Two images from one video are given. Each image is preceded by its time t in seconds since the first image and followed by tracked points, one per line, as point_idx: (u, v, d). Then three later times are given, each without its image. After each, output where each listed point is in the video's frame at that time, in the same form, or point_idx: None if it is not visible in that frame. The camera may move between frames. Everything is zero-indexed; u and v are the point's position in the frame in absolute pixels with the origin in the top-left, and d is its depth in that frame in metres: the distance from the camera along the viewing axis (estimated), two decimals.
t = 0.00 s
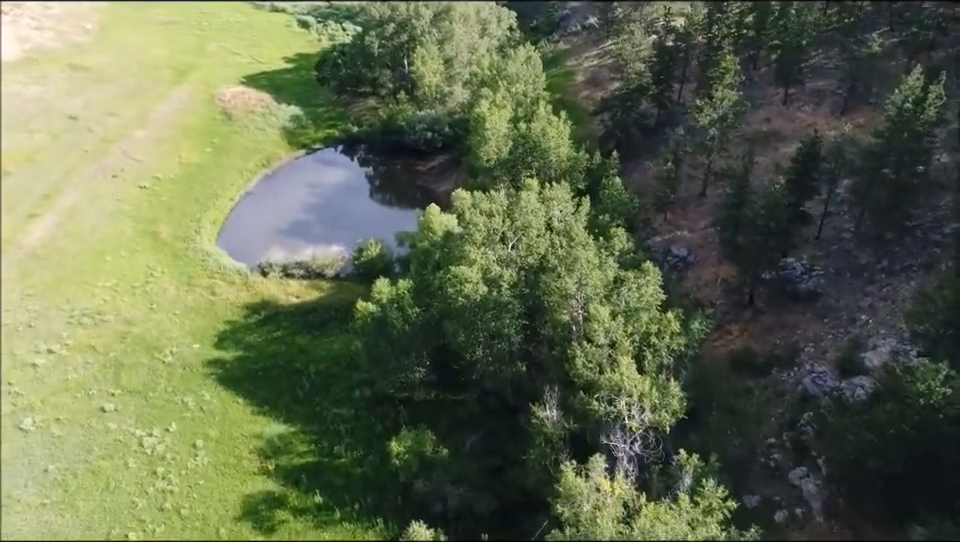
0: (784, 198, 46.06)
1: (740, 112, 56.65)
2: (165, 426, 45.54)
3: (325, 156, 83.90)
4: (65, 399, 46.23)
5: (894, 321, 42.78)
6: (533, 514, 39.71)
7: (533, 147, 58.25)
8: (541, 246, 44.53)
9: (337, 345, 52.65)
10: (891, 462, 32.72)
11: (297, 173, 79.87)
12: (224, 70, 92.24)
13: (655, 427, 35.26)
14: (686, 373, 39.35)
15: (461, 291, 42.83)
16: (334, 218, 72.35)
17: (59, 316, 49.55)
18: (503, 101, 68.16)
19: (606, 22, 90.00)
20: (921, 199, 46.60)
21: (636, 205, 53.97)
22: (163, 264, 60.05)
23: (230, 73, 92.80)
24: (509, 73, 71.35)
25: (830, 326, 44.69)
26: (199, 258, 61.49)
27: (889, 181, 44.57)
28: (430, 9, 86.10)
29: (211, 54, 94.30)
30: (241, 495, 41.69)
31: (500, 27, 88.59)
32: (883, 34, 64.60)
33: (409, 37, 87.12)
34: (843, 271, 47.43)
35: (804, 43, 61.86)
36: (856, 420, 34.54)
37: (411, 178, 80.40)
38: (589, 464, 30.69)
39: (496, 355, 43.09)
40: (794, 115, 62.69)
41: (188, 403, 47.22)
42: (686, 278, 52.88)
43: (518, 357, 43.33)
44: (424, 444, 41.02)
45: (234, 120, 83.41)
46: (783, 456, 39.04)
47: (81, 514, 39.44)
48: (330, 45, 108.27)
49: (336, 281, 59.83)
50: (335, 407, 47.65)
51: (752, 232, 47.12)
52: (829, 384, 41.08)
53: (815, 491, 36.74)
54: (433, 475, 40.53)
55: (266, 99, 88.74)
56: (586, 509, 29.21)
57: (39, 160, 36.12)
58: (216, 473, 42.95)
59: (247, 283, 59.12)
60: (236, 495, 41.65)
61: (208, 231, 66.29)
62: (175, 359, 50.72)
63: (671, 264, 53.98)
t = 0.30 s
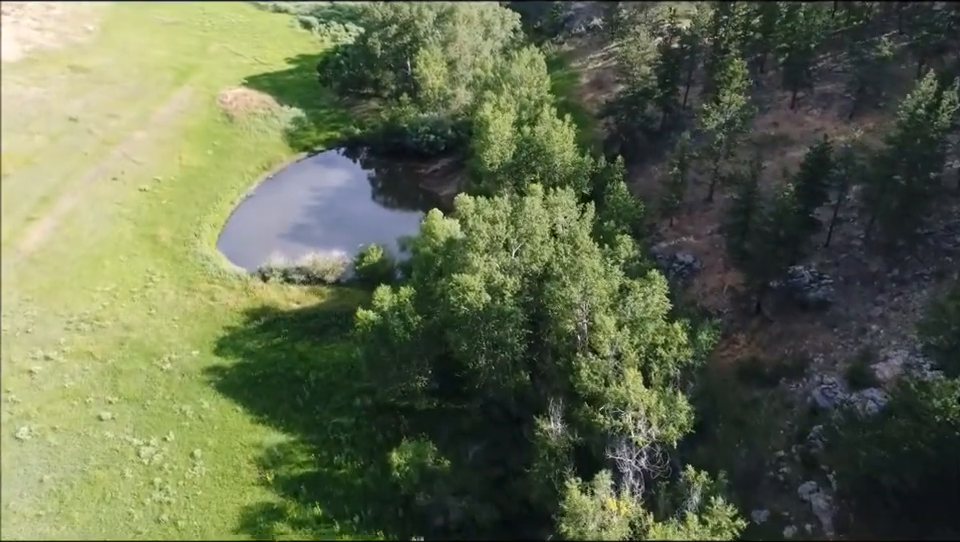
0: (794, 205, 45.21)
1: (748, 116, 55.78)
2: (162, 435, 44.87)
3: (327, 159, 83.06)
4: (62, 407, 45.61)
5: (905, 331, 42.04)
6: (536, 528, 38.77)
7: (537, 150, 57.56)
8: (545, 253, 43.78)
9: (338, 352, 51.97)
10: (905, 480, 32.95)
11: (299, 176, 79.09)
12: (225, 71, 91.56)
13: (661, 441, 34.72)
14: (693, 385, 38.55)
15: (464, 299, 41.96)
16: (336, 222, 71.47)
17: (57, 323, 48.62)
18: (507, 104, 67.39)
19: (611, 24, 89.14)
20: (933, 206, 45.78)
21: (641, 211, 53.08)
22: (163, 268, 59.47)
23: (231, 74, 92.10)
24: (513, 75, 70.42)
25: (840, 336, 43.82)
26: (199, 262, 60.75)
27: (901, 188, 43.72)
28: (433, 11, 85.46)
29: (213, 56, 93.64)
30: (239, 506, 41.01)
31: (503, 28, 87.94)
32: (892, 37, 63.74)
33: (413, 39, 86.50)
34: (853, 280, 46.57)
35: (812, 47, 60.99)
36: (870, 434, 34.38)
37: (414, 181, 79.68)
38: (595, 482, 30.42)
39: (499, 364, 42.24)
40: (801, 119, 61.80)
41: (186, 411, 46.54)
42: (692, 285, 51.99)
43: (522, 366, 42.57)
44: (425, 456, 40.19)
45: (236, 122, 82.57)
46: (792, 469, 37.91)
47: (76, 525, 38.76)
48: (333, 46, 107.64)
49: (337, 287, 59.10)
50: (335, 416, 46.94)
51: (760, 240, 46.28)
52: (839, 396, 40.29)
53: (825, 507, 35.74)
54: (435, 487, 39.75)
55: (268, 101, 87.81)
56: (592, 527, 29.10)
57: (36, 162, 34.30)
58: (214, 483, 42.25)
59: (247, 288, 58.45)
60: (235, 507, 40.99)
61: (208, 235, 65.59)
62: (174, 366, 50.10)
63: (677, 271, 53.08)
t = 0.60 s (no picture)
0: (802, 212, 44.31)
1: (754, 121, 54.85)
2: (159, 445, 44.20)
3: (328, 161, 82.31)
4: (57, 416, 44.90)
5: (916, 342, 41.17)
6: None
7: (541, 154, 56.85)
8: (549, 261, 42.99)
9: (338, 359, 51.26)
10: (921, 498, 31.94)
11: (300, 179, 78.26)
12: (226, 73, 90.80)
13: (668, 457, 34.05)
14: (700, 398, 37.74)
15: (466, 308, 41.03)
16: (337, 225, 70.65)
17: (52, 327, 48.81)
18: (510, 107, 66.50)
19: (615, 25, 88.24)
20: (944, 214, 44.87)
21: (646, 216, 52.13)
22: (162, 272, 58.82)
23: (232, 75, 91.34)
24: (516, 77, 69.11)
25: (850, 347, 43.01)
26: (198, 267, 60.08)
27: (912, 196, 42.80)
28: (435, 12, 84.40)
29: (214, 57, 92.88)
30: (237, 518, 40.28)
31: (506, 30, 87.08)
32: (902, 41, 62.80)
33: (415, 40, 85.74)
34: (863, 288, 45.70)
35: (820, 50, 60.04)
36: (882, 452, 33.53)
37: (416, 185, 78.88)
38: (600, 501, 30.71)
39: (502, 375, 41.41)
40: (809, 123, 60.90)
41: (183, 420, 45.86)
42: (698, 292, 51.12)
43: (525, 376, 41.72)
44: (426, 467, 39.35)
45: (236, 122, 82.21)
46: (801, 484, 37.08)
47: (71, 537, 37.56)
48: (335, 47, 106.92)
49: (337, 292, 58.33)
50: (335, 425, 46.22)
51: (768, 248, 45.38)
52: (849, 409, 39.43)
53: (836, 524, 34.84)
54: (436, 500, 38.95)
55: (269, 102, 87.39)
56: None
57: (40, 163, 31.31)
58: (211, 495, 41.52)
59: (246, 293, 57.79)
60: (232, 519, 40.28)
61: (207, 238, 64.90)
62: (172, 373, 49.44)
63: (682, 277, 52.22)
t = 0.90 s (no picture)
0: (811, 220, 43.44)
1: (760, 125, 53.97)
2: (155, 455, 43.65)
3: (328, 164, 81.61)
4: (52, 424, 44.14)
5: (927, 353, 40.34)
6: None
7: (544, 159, 56.50)
8: (552, 268, 42.35)
9: (338, 367, 50.65)
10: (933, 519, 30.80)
11: (301, 182, 77.55)
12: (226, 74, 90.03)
13: (674, 472, 33.59)
14: (706, 411, 36.95)
15: (467, 317, 40.12)
16: (338, 230, 69.94)
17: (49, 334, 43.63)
18: (513, 110, 65.69)
19: (619, 27, 87.41)
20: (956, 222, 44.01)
21: (650, 222, 51.25)
22: (160, 278, 58.35)
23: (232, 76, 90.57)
24: (519, 80, 68.14)
25: (859, 357, 42.21)
26: (197, 273, 60.05)
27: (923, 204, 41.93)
28: (437, 13, 83.23)
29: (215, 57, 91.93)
30: (234, 530, 39.50)
31: (509, 31, 85.53)
32: (910, 45, 61.89)
33: (417, 42, 85.10)
34: (872, 297, 44.85)
35: (828, 54, 59.12)
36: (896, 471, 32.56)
37: (417, 188, 78.15)
38: (605, 520, 30.79)
39: (504, 385, 40.58)
40: (816, 127, 60.03)
41: (179, 429, 45.38)
42: (703, 300, 50.30)
43: (527, 386, 40.88)
44: (426, 479, 38.67)
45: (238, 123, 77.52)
46: (809, 498, 36.26)
47: None
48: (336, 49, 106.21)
49: (336, 298, 57.65)
50: (333, 434, 45.66)
51: (775, 255, 44.52)
52: (858, 422, 38.60)
53: None
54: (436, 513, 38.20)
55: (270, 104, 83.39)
56: None
57: (37, 165, 31.23)
58: (207, 507, 40.83)
59: (245, 299, 57.31)
60: (229, 531, 39.47)
61: (206, 243, 64.29)
62: (169, 381, 48.91)
63: (687, 284, 51.40)
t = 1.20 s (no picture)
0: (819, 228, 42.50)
1: (767, 130, 53.00)
2: (150, 466, 42.90)
3: (329, 167, 80.80)
4: (45, 434, 43.39)
5: (938, 365, 39.46)
6: None
7: (546, 163, 55.48)
8: (554, 276, 41.45)
9: (337, 375, 49.80)
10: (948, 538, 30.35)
11: (301, 185, 76.75)
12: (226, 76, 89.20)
13: (679, 488, 33.03)
14: (712, 424, 36.14)
15: (468, 327, 39.31)
16: (338, 233, 69.17)
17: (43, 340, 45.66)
18: (515, 114, 64.89)
19: (623, 29, 86.53)
20: None
21: (655, 228, 50.35)
22: (158, 283, 57.53)
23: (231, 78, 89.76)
24: (521, 82, 67.29)
25: (867, 369, 41.36)
26: (194, 277, 58.89)
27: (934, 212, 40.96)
28: (438, 14, 82.11)
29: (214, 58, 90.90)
30: None
31: (511, 33, 84.36)
32: (919, 49, 60.86)
33: (418, 43, 84.14)
34: (880, 307, 43.98)
35: (836, 57, 58.13)
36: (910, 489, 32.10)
37: (418, 191, 77.40)
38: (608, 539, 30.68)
39: (505, 396, 39.72)
40: (822, 131, 59.17)
41: (175, 440, 44.52)
42: (709, 308, 49.46)
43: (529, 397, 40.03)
44: (427, 493, 37.92)
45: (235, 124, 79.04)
46: (818, 514, 35.45)
47: None
48: (337, 50, 105.52)
49: (336, 304, 56.88)
50: (332, 444, 44.82)
51: (782, 264, 43.62)
52: (867, 435, 37.86)
53: None
54: (436, 527, 37.91)
55: (268, 106, 84.58)
56: None
57: (36, 168, 30.28)
58: (202, 520, 39.91)
59: (243, 305, 56.43)
60: None
61: (205, 247, 63.49)
62: (165, 390, 48.12)
63: (692, 292, 50.55)
